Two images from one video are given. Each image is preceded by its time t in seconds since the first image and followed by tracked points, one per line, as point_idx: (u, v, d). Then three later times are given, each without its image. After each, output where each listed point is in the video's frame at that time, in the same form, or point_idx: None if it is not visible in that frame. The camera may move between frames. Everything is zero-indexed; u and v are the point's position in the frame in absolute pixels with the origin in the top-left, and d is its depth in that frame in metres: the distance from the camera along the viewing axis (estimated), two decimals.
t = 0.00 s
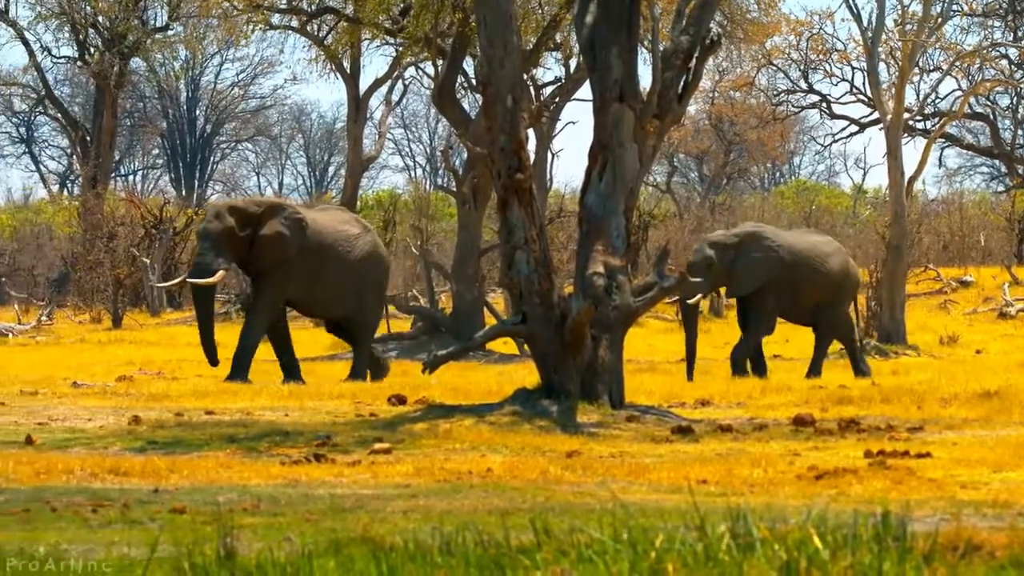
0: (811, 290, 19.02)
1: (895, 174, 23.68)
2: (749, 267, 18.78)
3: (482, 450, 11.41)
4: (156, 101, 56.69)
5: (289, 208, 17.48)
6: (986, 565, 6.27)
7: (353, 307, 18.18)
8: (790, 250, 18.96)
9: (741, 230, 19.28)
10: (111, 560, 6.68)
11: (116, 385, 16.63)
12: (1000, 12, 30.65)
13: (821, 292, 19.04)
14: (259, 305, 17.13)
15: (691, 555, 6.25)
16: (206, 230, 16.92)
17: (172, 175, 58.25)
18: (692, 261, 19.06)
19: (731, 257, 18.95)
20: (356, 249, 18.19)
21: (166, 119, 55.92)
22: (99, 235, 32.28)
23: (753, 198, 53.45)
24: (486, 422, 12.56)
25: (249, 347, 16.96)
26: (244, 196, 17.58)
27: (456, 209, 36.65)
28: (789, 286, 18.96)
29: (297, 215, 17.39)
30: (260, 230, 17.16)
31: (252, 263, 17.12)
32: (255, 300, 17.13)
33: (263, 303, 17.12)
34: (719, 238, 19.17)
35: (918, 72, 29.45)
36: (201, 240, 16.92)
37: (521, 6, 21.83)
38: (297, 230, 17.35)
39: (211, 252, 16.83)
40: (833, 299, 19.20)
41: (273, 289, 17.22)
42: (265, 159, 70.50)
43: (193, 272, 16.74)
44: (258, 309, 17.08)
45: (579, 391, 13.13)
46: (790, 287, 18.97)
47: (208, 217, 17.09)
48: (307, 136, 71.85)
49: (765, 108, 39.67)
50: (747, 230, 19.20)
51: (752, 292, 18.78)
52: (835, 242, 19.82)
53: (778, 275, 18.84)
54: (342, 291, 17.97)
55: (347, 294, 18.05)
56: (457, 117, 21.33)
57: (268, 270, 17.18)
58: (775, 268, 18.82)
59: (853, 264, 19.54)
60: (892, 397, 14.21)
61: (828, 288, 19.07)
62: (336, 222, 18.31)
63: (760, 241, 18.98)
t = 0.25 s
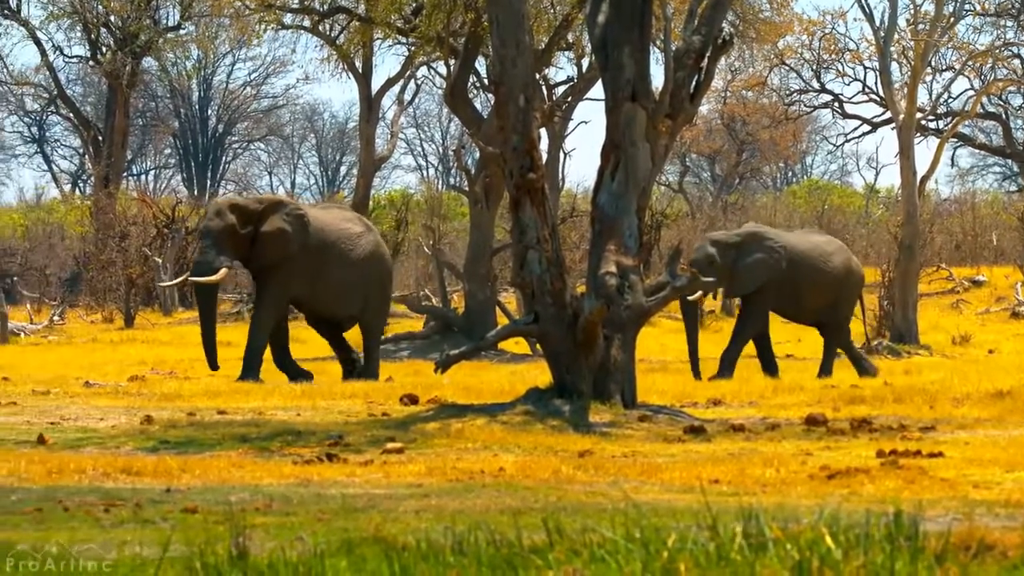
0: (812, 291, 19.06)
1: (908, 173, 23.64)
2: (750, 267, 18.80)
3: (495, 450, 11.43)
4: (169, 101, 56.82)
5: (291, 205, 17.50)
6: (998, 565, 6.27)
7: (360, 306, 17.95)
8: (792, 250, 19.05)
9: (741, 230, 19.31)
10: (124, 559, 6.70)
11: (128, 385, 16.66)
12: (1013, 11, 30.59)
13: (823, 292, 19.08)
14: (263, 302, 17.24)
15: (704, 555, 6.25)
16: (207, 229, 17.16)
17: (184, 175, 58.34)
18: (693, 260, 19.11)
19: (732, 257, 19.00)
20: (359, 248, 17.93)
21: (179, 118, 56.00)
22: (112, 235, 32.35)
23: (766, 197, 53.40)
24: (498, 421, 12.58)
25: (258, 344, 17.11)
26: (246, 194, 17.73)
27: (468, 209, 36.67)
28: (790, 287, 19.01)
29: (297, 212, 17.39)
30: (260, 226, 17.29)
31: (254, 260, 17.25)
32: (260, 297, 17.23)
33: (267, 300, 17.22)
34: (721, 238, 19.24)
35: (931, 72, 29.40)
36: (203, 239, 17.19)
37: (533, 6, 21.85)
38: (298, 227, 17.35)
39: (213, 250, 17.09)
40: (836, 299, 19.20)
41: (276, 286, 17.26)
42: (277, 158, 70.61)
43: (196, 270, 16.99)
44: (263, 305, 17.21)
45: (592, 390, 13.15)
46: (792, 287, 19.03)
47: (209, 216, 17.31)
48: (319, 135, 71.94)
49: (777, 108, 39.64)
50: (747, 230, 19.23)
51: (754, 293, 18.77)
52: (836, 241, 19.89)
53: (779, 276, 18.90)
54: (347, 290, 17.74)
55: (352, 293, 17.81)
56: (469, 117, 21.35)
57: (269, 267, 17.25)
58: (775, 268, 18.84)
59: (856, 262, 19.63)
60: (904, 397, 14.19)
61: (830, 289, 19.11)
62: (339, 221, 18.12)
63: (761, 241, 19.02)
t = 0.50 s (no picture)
0: (815, 290, 19.15)
1: (921, 173, 23.60)
2: (753, 269, 18.69)
3: (508, 449, 11.44)
4: (183, 100, 56.92)
5: (294, 201, 17.58)
6: (1013, 564, 6.27)
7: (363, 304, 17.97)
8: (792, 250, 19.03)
9: (741, 229, 19.12)
10: (136, 558, 6.72)
11: (142, 385, 16.69)
12: None
13: (825, 290, 19.17)
14: (267, 298, 17.27)
15: (717, 555, 6.26)
16: (209, 223, 17.13)
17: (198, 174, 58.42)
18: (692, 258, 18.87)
19: (734, 258, 18.85)
20: (363, 246, 17.95)
21: (192, 118, 56.09)
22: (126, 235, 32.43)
23: (779, 197, 53.31)
24: (512, 421, 12.58)
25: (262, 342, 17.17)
26: (248, 190, 17.77)
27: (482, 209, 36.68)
28: (793, 287, 19.03)
29: (300, 206, 17.47)
30: (263, 221, 17.35)
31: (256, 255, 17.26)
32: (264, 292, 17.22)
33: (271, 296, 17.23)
34: (722, 237, 19.04)
35: (944, 71, 29.34)
36: (204, 233, 17.13)
37: (547, 6, 21.86)
38: (301, 222, 17.40)
39: (214, 245, 17.04)
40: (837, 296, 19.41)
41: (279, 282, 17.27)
42: (290, 158, 70.72)
43: (199, 265, 16.97)
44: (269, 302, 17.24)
45: (605, 390, 13.15)
46: (794, 286, 19.04)
47: (211, 210, 17.27)
48: (332, 134, 72.04)
49: (791, 107, 39.61)
50: (747, 230, 19.05)
51: (758, 294, 18.70)
52: (837, 238, 20.04)
53: (781, 275, 18.87)
54: (351, 288, 17.73)
55: (354, 293, 17.77)
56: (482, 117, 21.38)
57: (272, 263, 17.26)
58: (777, 269, 18.82)
59: (857, 259, 19.80)
60: (918, 397, 14.15)
61: (832, 287, 19.28)
62: (343, 219, 18.15)
63: (763, 243, 18.89)
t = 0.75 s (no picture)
0: (815, 289, 19.10)
1: (931, 173, 23.56)
2: (749, 266, 18.68)
3: (517, 449, 11.45)
4: (193, 100, 57.00)
5: (294, 201, 17.66)
6: None
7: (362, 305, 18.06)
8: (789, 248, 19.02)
9: (738, 230, 19.21)
10: (146, 558, 6.73)
11: (152, 384, 16.71)
12: None
13: (824, 289, 19.11)
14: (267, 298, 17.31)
15: (726, 555, 6.26)
16: (208, 222, 17.21)
17: (208, 174, 58.48)
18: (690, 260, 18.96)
19: (731, 257, 18.89)
20: (363, 247, 18.04)
21: (202, 117, 56.17)
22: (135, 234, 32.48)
23: (788, 196, 53.26)
24: (521, 421, 12.58)
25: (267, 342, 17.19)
26: (247, 191, 17.87)
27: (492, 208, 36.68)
28: (793, 287, 19.01)
29: (300, 207, 17.55)
30: (263, 221, 17.42)
31: (256, 254, 17.32)
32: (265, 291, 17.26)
33: (270, 295, 17.28)
34: (719, 239, 19.12)
35: (955, 71, 29.29)
36: (204, 232, 17.22)
37: (556, 5, 21.87)
38: (301, 222, 17.47)
39: (214, 244, 17.13)
40: (839, 296, 19.35)
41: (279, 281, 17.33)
42: (300, 158, 70.80)
43: (198, 263, 17.05)
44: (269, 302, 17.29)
45: (615, 390, 13.16)
46: (793, 285, 19.01)
47: (210, 210, 17.36)
48: (342, 134, 72.10)
49: (800, 107, 39.57)
50: (744, 230, 19.15)
51: (756, 290, 18.68)
52: (839, 239, 20.03)
53: (779, 272, 18.87)
54: (350, 288, 17.82)
55: (353, 293, 17.87)
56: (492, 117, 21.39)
57: (272, 262, 17.32)
58: (775, 266, 18.79)
59: (857, 259, 19.74)
60: (928, 397, 14.13)
61: (833, 287, 19.21)
62: (343, 220, 18.25)
63: (759, 241, 18.96)
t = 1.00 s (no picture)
0: (815, 288, 19.19)
1: (943, 173, 23.53)
2: (748, 264, 18.61)
3: (529, 449, 11.46)
4: (204, 100, 57.08)
5: (292, 203, 17.67)
6: None
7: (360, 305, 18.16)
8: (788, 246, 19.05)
9: (737, 229, 19.18)
10: (158, 558, 6.75)
11: (163, 384, 16.74)
12: None
13: (825, 288, 19.22)
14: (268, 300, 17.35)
15: (738, 555, 6.26)
16: (206, 224, 17.25)
17: (219, 174, 58.56)
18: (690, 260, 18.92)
19: (730, 256, 18.86)
20: (360, 247, 18.10)
21: (213, 117, 56.26)
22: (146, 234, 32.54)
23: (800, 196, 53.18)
24: (533, 421, 12.59)
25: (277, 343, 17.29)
26: (244, 192, 17.90)
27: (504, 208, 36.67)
28: (794, 286, 19.07)
29: (298, 209, 17.57)
30: (261, 223, 17.45)
31: (255, 256, 17.35)
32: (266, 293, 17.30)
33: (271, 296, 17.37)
34: (717, 239, 19.09)
35: (966, 71, 29.24)
36: (202, 233, 17.23)
37: (568, 5, 21.88)
38: (299, 225, 17.50)
39: (212, 245, 17.15)
40: (839, 295, 19.44)
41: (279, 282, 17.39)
42: (312, 158, 70.90)
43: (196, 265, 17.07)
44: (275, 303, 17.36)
45: (627, 389, 13.17)
46: (794, 282, 19.06)
47: (208, 211, 17.41)
48: (354, 134, 72.18)
49: (812, 107, 39.53)
50: (743, 229, 19.13)
51: (758, 288, 18.63)
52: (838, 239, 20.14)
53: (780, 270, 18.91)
54: (348, 288, 17.91)
55: (350, 294, 17.95)
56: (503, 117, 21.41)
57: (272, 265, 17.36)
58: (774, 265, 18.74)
59: (856, 259, 19.87)
60: (939, 397, 14.11)
61: (833, 286, 19.33)
62: (340, 221, 18.29)
63: (759, 239, 18.90)
